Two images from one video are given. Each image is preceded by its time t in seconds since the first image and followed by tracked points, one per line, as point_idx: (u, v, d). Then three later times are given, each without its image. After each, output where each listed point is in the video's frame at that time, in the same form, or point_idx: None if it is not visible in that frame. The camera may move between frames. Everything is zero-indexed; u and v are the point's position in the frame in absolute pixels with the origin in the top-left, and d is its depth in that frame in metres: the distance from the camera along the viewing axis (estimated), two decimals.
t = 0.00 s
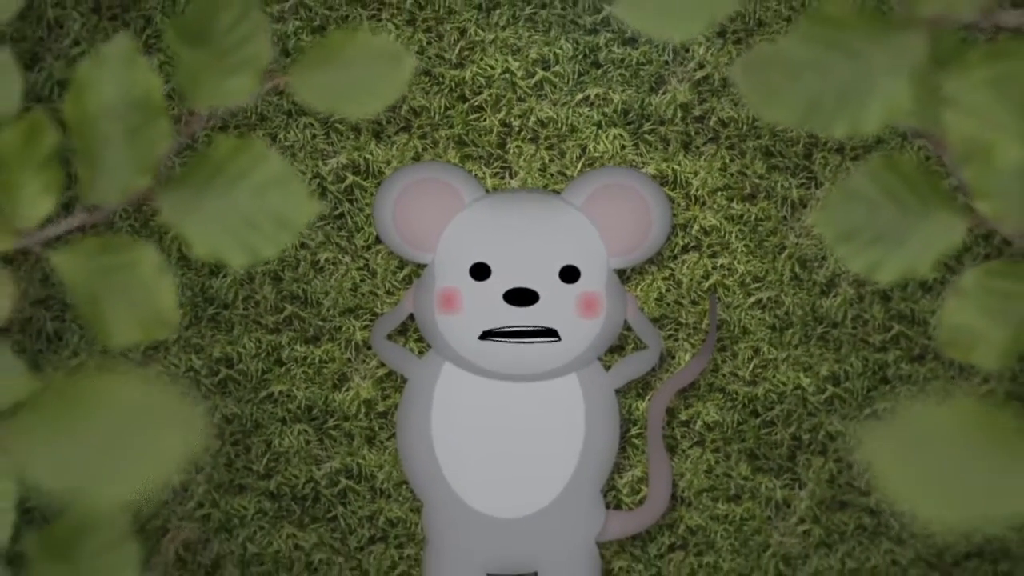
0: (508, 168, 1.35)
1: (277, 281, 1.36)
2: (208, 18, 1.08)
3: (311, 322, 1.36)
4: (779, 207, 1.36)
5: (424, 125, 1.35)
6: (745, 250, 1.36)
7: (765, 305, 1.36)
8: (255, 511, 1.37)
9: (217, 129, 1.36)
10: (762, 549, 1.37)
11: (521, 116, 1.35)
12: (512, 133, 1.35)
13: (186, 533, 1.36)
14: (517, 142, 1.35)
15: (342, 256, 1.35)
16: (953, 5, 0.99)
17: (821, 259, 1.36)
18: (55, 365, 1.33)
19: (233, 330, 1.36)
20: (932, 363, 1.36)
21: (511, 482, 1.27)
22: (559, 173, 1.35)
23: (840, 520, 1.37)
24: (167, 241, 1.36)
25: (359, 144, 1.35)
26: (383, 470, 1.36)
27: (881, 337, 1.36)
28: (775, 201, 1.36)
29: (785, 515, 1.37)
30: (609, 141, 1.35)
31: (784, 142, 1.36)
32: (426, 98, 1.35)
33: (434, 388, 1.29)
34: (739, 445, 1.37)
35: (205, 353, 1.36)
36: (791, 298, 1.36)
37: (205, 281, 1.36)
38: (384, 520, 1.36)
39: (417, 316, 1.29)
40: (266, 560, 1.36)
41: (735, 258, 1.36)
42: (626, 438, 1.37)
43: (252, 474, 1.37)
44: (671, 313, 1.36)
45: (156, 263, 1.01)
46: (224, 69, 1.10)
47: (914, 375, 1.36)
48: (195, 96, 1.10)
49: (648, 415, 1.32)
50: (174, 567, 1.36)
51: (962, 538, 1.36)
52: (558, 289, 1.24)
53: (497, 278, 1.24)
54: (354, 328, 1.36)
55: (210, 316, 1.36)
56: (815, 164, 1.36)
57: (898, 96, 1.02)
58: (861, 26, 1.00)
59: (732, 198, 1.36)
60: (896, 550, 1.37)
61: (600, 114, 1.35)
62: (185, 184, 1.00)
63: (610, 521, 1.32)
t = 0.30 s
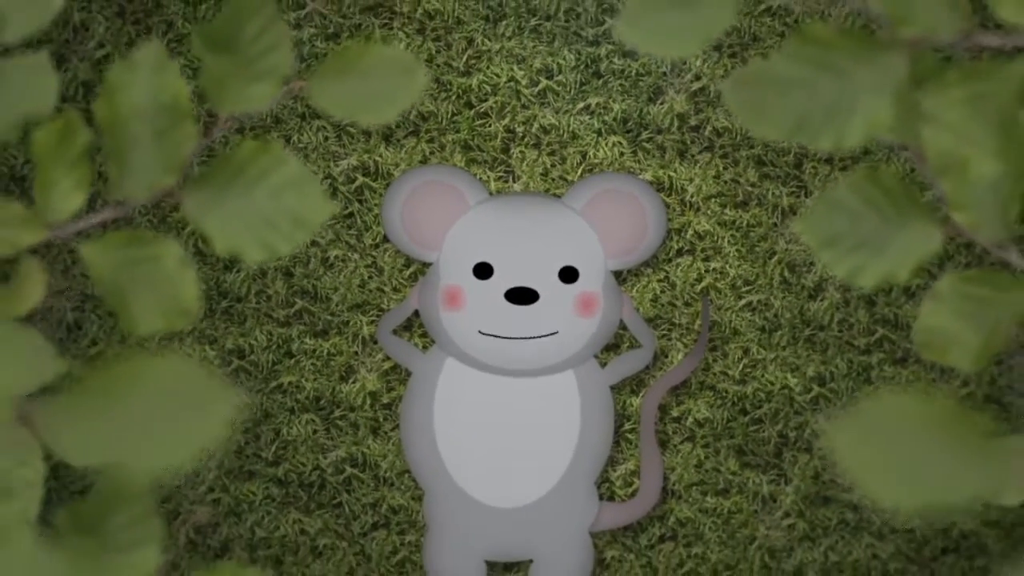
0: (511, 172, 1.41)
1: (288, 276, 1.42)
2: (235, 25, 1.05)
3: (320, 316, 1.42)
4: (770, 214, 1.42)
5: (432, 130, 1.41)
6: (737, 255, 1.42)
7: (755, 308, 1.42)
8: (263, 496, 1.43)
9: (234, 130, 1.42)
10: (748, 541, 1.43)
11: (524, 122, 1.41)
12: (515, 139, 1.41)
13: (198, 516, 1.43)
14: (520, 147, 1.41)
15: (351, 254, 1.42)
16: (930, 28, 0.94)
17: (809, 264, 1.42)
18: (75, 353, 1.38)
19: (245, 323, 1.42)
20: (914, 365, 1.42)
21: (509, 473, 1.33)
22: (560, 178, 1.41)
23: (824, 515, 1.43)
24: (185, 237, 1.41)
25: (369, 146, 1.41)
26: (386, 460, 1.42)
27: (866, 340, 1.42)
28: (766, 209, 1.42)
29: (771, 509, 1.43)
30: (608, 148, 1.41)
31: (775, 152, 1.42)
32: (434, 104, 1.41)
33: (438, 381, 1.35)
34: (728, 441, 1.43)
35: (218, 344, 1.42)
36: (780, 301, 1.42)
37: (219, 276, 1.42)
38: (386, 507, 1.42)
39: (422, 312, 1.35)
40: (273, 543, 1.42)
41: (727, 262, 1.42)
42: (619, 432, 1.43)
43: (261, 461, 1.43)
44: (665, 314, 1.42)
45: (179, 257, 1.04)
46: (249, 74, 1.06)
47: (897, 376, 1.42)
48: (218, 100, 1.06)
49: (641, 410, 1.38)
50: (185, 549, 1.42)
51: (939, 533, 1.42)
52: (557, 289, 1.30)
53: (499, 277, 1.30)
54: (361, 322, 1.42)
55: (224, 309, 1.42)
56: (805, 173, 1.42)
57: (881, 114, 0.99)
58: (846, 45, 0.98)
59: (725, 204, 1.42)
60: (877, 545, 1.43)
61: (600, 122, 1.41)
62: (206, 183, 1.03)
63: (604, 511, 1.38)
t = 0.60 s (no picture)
0: (514, 177, 1.47)
1: (299, 272, 1.48)
2: (258, 35, 1.05)
3: (329, 311, 1.48)
4: (762, 220, 1.48)
5: (439, 135, 1.48)
6: (729, 259, 1.48)
7: (746, 310, 1.48)
8: (270, 483, 1.49)
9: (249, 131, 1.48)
10: (735, 534, 1.49)
11: (528, 128, 1.47)
12: (519, 145, 1.47)
13: (208, 501, 1.49)
14: (523, 152, 1.47)
15: (359, 252, 1.48)
16: (913, 45, 0.98)
17: (798, 269, 1.48)
18: (93, 342, 1.44)
19: (256, 316, 1.48)
20: (897, 368, 1.48)
21: (506, 465, 1.39)
22: (561, 182, 1.47)
23: (808, 510, 1.49)
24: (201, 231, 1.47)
25: (378, 149, 1.48)
26: (390, 450, 1.48)
27: (852, 343, 1.48)
28: (758, 215, 1.48)
29: (758, 503, 1.49)
30: (607, 154, 1.47)
31: (768, 161, 1.49)
32: (441, 110, 1.47)
33: (440, 375, 1.41)
34: (717, 437, 1.49)
35: (230, 335, 1.48)
36: (770, 304, 1.48)
37: (233, 271, 1.48)
38: (388, 496, 1.48)
39: (426, 309, 1.41)
40: (280, 528, 1.48)
41: (720, 266, 1.48)
42: (614, 427, 1.50)
43: (270, 449, 1.49)
44: (659, 315, 1.48)
45: (200, 250, 1.10)
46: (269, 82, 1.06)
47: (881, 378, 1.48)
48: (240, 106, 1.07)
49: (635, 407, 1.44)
50: (195, 532, 1.48)
51: (919, 529, 1.48)
52: (556, 290, 1.36)
53: (500, 277, 1.36)
54: (368, 318, 1.48)
55: (236, 303, 1.48)
56: (796, 182, 1.48)
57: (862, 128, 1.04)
58: (834, 64, 1.04)
59: (718, 210, 1.48)
60: (859, 540, 1.49)
61: (600, 130, 1.47)
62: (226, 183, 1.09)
63: (598, 502, 1.44)
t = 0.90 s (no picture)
0: (517, 180, 1.53)
1: (309, 268, 1.55)
2: (279, 44, 1.10)
3: (337, 306, 1.54)
4: (754, 226, 1.54)
5: (446, 139, 1.54)
6: (722, 262, 1.54)
7: (737, 312, 1.54)
8: (278, 471, 1.55)
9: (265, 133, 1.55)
10: (724, 527, 1.55)
11: (531, 134, 1.53)
12: (522, 150, 1.53)
13: (217, 486, 1.55)
14: (526, 157, 1.53)
15: (367, 250, 1.54)
16: (897, 64, 0.99)
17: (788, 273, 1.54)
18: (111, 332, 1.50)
19: (267, 310, 1.55)
20: (882, 370, 1.54)
21: (505, 456, 1.45)
22: (562, 186, 1.53)
23: (794, 505, 1.55)
24: (215, 227, 1.54)
25: (387, 152, 1.54)
26: (393, 441, 1.54)
27: (839, 345, 1.54)
28: (751, 222, 1.54)
29: (746, 498, 1.55)
30: (607, 160, 1.53)
31: (760, 170, 1.55)
32: (448, 115, 1.54)
33: (442, 369, 1.47)
34: (708, 434, 1.55)
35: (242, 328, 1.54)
36: (760, 307, 1.54)
37: (245, 266, 1.55)
38: (391, 485, 1.54)
39: (430, 306, 1.47)
40: (286, 515, 1.54)
41: (713, 269, 1.54)
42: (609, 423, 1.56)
43: (278, 438, 1.55)
44: (654, 315, 1.54)
45: (219, 245, 1.17)
46: (288, 88, 1.12)
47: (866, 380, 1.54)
48: (259, 109, 1.13)
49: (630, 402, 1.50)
50: (204, 516, 1.54)
51: (900, 526, 1.54)
52: (557, 288, 1.43)
53: (503, 276, 1.42)
54: (374, 313, 1.54)
55: (248, 297, 1.54)
56: (787, 191, 1.54)
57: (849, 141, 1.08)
58: (822, 79, 1.08)
59: (712, 216, 1.54)
60: (842, 535, 1.54)
61: (600, 136, 1.53)
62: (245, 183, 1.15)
63: (592, 494, 1.50)
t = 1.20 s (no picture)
0: (520, 184, 1.60)
1: (318, 265, 1.61)
2: (298, 51, 1.17)
3: (344, 302, 1.60)
4: (747, 231, 1.60)
5: (452, 143, 1.60)
6: (715, 266, 1.60)
7: (729, 314, 1.61)
8: (285, 459, 1.61)
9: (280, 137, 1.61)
10: (713, 521, 1.61)
11: (534, 140, 1.60)
12: (525, 154, 1.60)
13: (226, 472, 1.61)
14: (529, 162, 1.60)
15: (374, 248, 1.60)
16: (882, 82, 0.99)
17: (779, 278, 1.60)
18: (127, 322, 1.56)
19: (277, 304, 1.61)
20: (868, 373, 1.60)
21: (504, 448, 1.51)
22: (563, 190, 1.59)
23: (781, 501, 1.61)
24: (229, 223, 1.60)
25: (395, 154, 1.60)
26: (397, 432, 1.60)
27: (826, 348, 1.60)
28: (744, 228, 1.60)
29: (735, 493, 1.61)
30: (607, 166, 1.60)
31: (754, 178, 1.61)
32: (454, 120, 1.60)
33: (445, 364, 1.53)
34: (699, 431, 1.61)
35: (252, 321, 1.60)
36: (751, 309, 1.60)
37: (257, 262, 1.61)
38: (393, 475, 1.60)
39: (434, 303, 1.53)
40: (292, 501, 1.60)
41: (707, 272, 1.60)
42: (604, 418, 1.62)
43: (286, 428, 1.61)
44: (649, 315, 1.61)
45: (235, 240, 1.22)
46: (304, 93, 1.18)
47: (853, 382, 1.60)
48: (278, 113, 1.19)
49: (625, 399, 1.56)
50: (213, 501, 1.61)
51: (883, 522, 1.60)
52: (556, 288, 1.49)
53: (505, 276, 1.48)
54: (380, 309, 1.60)
55: (259, 291, 1.61)
56: (780, 199, 1.60)
57: (835, 153, 1.12)
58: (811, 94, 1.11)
59: (707, 221, 1.61)
60: (827, 531, 1.60)
61: (600, 143, 1.59)
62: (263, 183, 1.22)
63: (586, 487, 1.56)
